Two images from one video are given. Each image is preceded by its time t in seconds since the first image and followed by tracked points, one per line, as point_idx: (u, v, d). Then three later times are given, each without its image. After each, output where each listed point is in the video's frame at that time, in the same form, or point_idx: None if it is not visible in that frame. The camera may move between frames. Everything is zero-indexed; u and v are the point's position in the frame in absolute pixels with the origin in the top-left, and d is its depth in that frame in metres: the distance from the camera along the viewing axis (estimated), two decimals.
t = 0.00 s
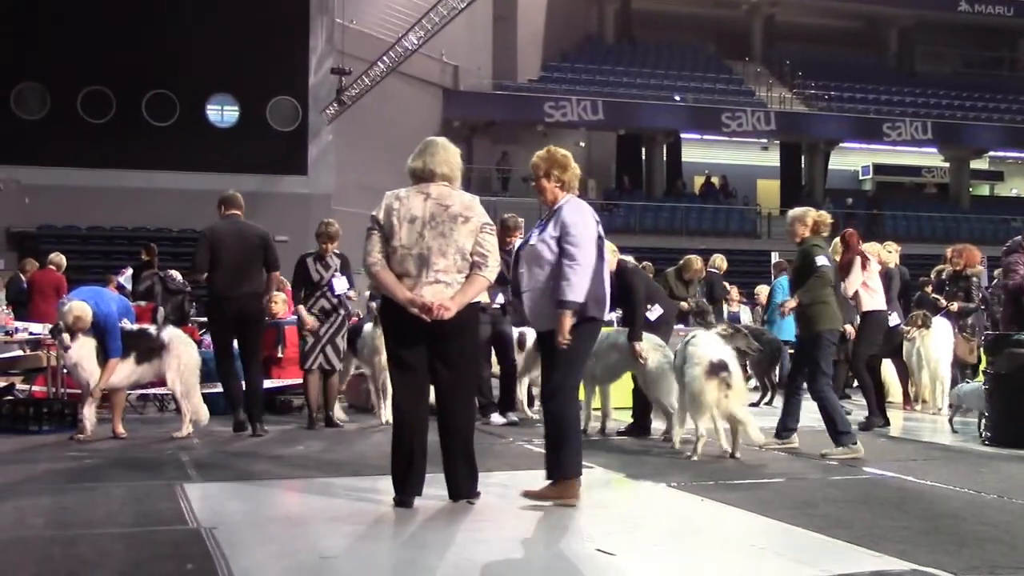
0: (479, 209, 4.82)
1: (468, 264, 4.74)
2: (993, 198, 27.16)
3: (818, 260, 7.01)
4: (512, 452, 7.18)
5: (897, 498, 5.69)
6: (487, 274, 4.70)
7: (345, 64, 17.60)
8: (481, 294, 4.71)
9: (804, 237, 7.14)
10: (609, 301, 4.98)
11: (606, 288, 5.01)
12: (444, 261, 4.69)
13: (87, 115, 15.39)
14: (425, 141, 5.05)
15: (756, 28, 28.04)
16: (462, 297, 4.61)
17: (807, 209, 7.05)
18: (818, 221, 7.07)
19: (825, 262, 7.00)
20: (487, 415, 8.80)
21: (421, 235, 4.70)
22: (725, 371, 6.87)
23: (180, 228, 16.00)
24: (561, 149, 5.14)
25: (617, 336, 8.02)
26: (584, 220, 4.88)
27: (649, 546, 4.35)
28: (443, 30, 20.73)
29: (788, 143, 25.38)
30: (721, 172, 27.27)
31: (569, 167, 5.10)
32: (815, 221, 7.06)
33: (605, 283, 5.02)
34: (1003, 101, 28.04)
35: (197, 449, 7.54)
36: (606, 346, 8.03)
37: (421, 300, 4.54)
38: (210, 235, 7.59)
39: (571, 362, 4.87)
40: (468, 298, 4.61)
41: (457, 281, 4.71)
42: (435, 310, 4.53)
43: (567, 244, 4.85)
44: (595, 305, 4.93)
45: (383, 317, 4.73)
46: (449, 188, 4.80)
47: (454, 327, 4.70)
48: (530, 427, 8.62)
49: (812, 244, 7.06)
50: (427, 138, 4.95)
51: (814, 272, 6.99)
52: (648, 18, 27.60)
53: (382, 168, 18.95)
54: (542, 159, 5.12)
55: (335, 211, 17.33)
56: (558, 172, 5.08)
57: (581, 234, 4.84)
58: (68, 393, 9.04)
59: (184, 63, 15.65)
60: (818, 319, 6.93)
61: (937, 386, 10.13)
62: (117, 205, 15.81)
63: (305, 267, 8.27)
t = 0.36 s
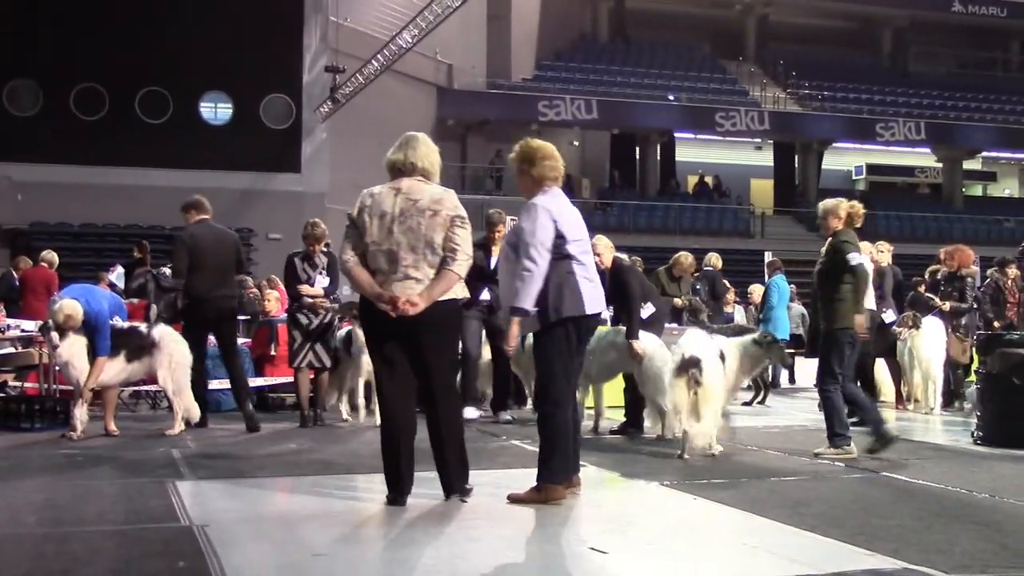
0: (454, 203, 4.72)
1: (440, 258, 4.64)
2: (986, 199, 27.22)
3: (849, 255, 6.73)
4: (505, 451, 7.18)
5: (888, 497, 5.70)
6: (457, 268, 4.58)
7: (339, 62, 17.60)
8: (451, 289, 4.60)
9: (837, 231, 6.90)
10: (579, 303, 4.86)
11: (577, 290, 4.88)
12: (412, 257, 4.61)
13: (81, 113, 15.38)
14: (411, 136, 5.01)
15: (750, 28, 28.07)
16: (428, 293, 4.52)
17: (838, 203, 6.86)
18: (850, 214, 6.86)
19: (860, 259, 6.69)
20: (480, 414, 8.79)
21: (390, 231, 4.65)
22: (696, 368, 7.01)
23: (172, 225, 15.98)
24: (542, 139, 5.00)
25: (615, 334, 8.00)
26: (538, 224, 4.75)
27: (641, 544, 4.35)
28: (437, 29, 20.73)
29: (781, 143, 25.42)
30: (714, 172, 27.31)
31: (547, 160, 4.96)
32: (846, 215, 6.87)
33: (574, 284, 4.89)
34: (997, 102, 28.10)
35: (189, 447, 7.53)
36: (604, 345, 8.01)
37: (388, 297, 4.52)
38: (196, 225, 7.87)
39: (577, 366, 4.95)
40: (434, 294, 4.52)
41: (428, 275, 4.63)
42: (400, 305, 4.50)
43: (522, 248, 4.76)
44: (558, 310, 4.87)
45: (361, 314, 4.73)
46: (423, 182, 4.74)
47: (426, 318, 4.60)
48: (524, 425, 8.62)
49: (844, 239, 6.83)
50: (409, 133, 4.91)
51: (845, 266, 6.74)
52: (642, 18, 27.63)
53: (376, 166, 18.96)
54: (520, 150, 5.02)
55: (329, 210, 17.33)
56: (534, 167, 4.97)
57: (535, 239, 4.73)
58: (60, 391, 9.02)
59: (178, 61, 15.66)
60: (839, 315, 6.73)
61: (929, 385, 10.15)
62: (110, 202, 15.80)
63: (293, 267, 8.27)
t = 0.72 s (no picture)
0: (441, 197, 4.64)
1: (427, 251, 4.56)
2: (981, 200, 27.26)
3: (885, 251, 6.69)
4: (500, 450, 7.18)
5: (883, 497, 5.71)
6: (445, 257, 4.48)
7: (334, 61, 17.58)
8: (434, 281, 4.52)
9: (867, 229, 6.82)
10: (547, 303, 4.75)
11: (548, 292, 4.76)
12: (398, 253, 4.54)
13: (75, 110, 15.34)
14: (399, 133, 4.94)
15: (746, 28, 28.09)
16: (409, 279, 4.47)
17: (870, 200, 6.80)
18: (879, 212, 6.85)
19: (898, 255, 6.65)
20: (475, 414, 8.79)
21: (376, 228, 4.58)
22: (693, 366, 7.02)
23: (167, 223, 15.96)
24: (535, 135, 4.93)
25: (616, 332, 7.98)
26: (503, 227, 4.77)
27: (636, 544, 4.35)
28: (433, 27, 20.73)
29: (777, 142, 25.45)
30: (710, 171, 27.35)
31: (537, 158, 4.91)
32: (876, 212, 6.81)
33: (547, 286, 4.77)
34: (992, 102, 28.15)
35: (184, 445, 7.52)
36: (606, 344, 7.98)
37: (376, 289, 4.47)
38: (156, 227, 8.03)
39: (581, 357, 4.87)
40: (417, 281, 4.45)
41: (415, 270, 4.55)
42: (387, 295, 4.46)
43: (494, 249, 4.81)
44: (525, 313, 4.79)
45: (350, 312, 4.65)
46: (410, 178, 4.67)
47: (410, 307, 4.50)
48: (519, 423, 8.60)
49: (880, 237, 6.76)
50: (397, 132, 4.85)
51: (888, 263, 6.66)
52: (637, 17, 27.65)
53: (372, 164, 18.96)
54: (519, 146, 4.98)
55: (324, 208, 17.32)
56: (526, 164, 4.93)
57: (501, 241, 4.75)
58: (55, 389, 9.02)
59: (172, 58, 15.63)
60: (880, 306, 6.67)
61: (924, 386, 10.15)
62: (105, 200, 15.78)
63: (290, 265, 8.28)
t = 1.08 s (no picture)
0: (445, 199, 4.60)
1: (433, 252, 4.53)
2: (981, 202, 27.28)
3: (910, 256, 6.34)
4: (500, 451, 7.20)
5: (884, 499, 5.71)
6: (450, 258, 4.46)
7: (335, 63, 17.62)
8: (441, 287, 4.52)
9: (889, 232, 6.47)
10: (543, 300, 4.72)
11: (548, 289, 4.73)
12: (403, 255, 4.49)
13: (76, 112, 15.36)
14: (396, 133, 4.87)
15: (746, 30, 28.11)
16: (412, 279, 4.41)
17: (894, 202, 6.45)
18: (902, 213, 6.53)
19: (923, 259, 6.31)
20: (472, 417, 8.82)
21: (380, 230, 4.52)
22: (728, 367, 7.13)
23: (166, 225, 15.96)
24: (568, 137, 4.90)
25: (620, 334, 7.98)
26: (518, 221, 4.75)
27: (632, 545, 4.36)
28: (434, 29, 20.75)
29: (777, 145, 25.48)
30: (710, 174, 27.36)
31: (568, 159, 4.89)
32: (901, 215, 6.45)
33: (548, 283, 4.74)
34: (992, 105, 28.18)
35: (184, 446, 7.53)
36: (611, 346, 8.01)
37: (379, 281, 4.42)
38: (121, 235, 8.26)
39: (583, 361, 4.80)
40: (420, 280, 4.41)
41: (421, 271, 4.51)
42: (393, 283, 4.40)
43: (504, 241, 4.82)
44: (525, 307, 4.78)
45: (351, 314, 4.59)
46: (412, 180, 4.61)
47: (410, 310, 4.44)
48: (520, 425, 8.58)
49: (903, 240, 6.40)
50: (395, 132, 4.77)
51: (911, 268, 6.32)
52: (637, 19, 27.69)
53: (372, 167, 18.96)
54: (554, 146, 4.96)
55: (325, 210, 17.34)
56: (557, 164, 4.91)
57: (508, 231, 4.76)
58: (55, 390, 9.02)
59: (172, 58, 15.64)
60: (900, 315, 6.35)
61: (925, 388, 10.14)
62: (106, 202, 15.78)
63: (289, 273, 8.18)
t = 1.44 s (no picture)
0: (460, 204, 4.55)
1: (446, 258, 4.48)
2: (989, 209, 27.23)
3: (934, 256, 6.23)
4: (507, 458, 7.20)
5: (892, 507, 5.70)
6: (464, 265, 4.41)
7: (343, 69, 17.67)
8: (454, 290, 4.43)
9: (909, 235, 6.43)
10: (558, 304, 4.58)
11: (562, 292, 4.59)
12: (415, 260, 4.43)
13: (84, 117, 15.40)
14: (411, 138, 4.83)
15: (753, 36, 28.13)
16: (423, 285, 4.33)
17: (913, 205, 6.41)
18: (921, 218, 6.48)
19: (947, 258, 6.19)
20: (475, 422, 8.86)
21: (393, 235, 4.47)
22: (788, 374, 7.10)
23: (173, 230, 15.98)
24: (583, 141, 4.79)
25: (630, 340, 7.93)
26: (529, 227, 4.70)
27: (642, 553, 4.35)
28: (442, 36, 20.80)
29: (784, 152, 25.47)
30: (717, 180, 27.37)
31: (582, 163, 4.77)
32: (920, 217, 6.40)
33: (562, 285, 4.60)
34: (1000, 111, 28.16)
35: (191, 451, 7.54)
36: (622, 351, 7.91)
37: (389, 285, 4.33)
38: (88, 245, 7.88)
39: (589, 366, 4.71)
40: (433, 285, 4.33)
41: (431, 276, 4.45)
42: (402, 283, 4.32)
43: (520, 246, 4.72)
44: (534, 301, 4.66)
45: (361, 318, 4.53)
46: (427, 184, 4.56)
47: (426, 316, 4.38)
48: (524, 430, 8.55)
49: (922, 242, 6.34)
50: (410, 137, 4.74)
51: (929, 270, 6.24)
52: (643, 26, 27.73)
53: (380, 173, 18.99)
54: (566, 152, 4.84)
55: (332, 216, 17.35)
56: (571, 169, 4.80)
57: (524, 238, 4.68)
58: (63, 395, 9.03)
59: (180, 64, 15.69)
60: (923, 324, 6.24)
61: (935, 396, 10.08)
62: (113, 206, 15.82)
63: (283, 284, 8.20)
